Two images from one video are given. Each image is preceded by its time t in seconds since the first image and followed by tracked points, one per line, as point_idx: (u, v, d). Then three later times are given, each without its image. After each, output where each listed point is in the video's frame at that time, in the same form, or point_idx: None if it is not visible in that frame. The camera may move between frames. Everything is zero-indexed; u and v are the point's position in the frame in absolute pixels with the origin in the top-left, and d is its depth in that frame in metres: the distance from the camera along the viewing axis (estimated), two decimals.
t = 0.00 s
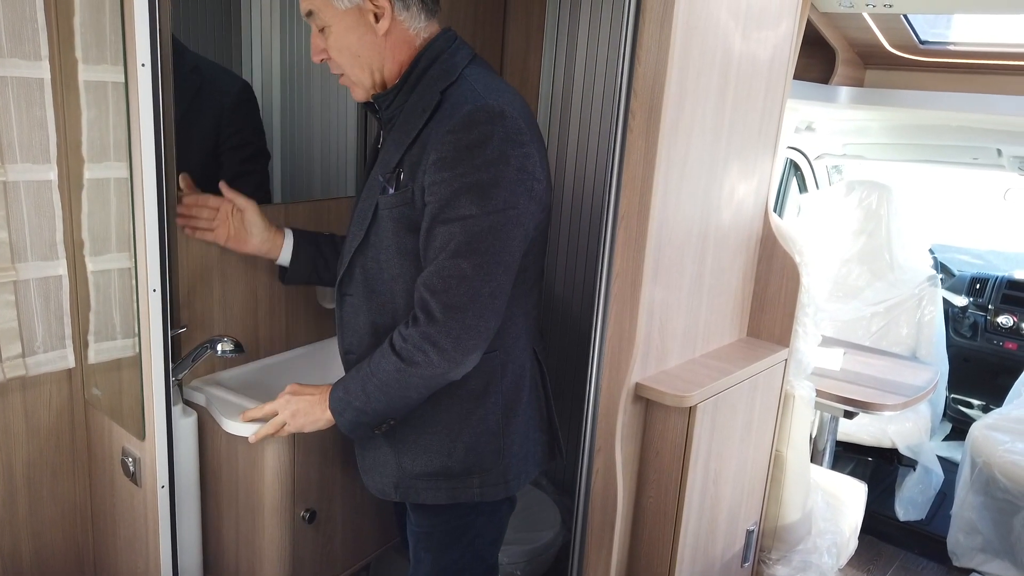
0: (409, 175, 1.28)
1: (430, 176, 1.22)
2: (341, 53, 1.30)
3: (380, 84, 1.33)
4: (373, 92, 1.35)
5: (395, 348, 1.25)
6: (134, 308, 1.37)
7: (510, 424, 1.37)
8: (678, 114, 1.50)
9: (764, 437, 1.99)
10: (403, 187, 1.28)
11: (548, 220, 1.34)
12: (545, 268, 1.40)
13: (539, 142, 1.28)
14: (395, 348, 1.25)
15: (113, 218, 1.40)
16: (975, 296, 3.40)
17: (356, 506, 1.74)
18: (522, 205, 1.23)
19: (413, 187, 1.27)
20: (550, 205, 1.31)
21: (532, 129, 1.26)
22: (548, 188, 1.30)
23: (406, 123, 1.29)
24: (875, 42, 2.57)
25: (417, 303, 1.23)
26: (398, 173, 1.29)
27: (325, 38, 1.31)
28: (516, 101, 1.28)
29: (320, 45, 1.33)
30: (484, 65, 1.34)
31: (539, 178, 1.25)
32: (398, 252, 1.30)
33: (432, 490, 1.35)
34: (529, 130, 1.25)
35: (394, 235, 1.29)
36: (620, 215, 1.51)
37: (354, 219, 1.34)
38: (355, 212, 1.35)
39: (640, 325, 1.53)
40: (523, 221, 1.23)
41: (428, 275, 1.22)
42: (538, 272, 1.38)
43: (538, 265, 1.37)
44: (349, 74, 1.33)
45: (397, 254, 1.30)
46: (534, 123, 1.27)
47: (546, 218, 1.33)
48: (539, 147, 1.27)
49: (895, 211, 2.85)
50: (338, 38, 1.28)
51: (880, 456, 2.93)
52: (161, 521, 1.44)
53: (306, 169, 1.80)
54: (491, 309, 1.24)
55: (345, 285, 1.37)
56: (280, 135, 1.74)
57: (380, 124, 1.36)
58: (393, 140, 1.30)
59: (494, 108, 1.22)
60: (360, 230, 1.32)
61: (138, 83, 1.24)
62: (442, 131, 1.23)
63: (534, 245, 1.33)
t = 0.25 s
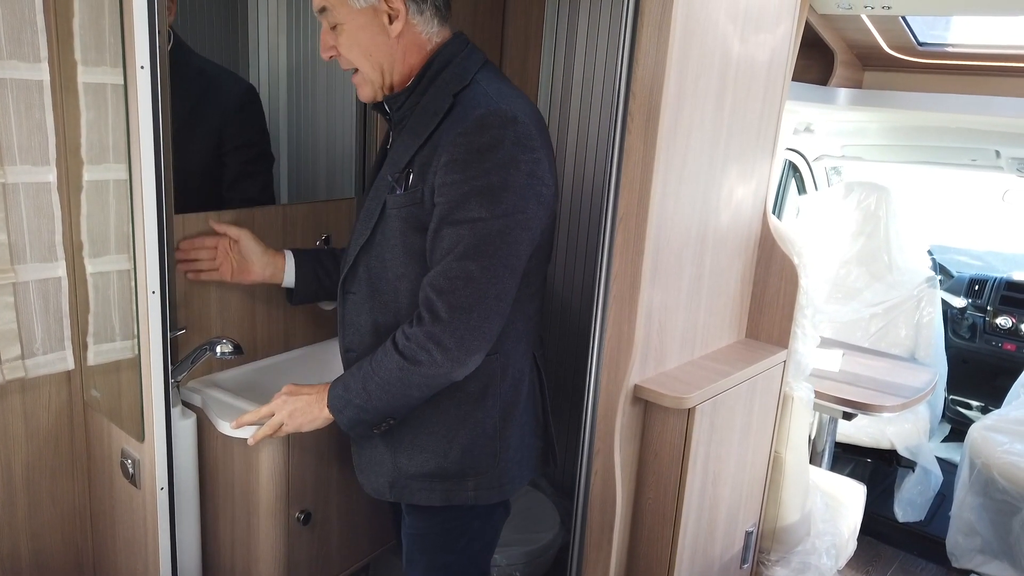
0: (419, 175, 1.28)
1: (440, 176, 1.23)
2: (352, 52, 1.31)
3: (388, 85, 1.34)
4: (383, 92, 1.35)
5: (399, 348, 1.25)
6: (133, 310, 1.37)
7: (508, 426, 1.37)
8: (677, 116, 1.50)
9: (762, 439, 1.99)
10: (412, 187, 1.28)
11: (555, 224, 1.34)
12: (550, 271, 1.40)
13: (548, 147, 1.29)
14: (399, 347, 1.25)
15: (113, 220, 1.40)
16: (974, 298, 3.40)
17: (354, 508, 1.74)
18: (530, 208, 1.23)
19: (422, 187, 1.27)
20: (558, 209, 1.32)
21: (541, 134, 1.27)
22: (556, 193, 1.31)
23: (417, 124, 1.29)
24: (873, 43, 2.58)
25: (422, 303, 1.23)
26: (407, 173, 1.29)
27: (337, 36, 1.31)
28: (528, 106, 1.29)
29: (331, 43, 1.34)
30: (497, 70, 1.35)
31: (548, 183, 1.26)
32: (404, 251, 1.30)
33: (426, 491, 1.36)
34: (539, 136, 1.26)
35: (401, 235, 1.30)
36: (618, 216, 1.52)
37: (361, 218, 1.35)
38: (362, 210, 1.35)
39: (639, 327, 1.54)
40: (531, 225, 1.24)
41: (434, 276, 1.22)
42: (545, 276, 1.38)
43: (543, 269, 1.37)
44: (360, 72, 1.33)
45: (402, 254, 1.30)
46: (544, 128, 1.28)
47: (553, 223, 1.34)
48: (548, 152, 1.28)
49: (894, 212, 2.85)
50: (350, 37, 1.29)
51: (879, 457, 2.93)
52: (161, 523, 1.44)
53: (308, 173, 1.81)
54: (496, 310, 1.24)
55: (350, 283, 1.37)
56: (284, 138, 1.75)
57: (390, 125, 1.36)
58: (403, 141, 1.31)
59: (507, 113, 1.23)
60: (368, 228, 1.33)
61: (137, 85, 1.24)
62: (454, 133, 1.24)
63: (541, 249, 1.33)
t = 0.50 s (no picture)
0: (416, 174, 1.28)
1: (436, 176, 1.22)
2: (358, 52, 1.32)
3: (395, 85, 1.34)
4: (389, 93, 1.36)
5: (391, 348, 1.25)
6: (133, 312, 1.38)
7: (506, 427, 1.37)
8: (677, 117, 1.50)
9: (762, 441, 1.99)
10: (409, 185, 1.28)
11: (552, 227, 1.35)
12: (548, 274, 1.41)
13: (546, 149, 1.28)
14: (391, 347, 1.25)
15: (113, 222, 1.40)
16: (973, 299, 3.41)
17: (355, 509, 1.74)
18: (525, 211, 1.23)
19: (418, 185, 1.27)
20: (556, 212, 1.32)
21: (539, 137, 1.26)
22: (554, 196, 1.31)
23: (417, 125, 1.29)
24: (873, 45, 2.58)
25: (415, 303, 1.24)
26: (406, 171, 1.29)
27: (344, 38, 1.32)
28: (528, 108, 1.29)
29: (340, 45, 1.35)
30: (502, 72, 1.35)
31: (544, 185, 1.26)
32: (401, 250, 1.30)
33: (403, 494, 1.36)
34: (537, 138, 1.25)
35: (397, 234, 1.30)
36: (618, 217, 1.52)
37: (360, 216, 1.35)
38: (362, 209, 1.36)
39: (638, 329, 1.54)
40: (527, 228, 1.24)
41: (428, 276, 1.22)
42: (543, 278, 1.38)
43: (541, 272, 1.37)
44: (367, 73, 1.34)
45: (398, 254, 1.31)
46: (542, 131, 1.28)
47: (551, 225, 1.34)
48: (546, 154, 1.27)
49: (892, 214, 2.86)
50: (356, 38, 1.30)
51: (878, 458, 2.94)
52: (161, 524, 1.44)
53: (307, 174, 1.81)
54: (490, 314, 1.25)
55: (346, 281, 1.37)
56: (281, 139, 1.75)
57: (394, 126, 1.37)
58: (404, 141, 1.31)
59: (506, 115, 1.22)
60: (367, 225, 1.33)
61: (138, 87, 1.24)
62: (451, 133, 1.24)
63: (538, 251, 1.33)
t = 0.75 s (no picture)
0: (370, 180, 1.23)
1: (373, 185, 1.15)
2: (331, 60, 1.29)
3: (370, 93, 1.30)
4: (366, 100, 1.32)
5: (334, 364, 1.19)
6: (132, 315, 1.38)
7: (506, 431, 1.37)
8: (676, 120, 1.50)
9: (761, 443, 1.99)
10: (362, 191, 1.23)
11: (516, 234, 1.25)
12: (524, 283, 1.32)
13: (499, 151, 1.18)
14: (334, 364, 1.19)
15: (112, 225, 1.40)
16: (972, 301, 3.42)
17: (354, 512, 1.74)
18: (470, 223, 1.13)
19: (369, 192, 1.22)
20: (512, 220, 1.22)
21: (487, 138, 1.16)
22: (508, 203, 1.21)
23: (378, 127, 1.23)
24: (872, 47, 2.58)
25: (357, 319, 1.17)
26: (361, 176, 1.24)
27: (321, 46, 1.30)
28: (482, 106, 1.19)
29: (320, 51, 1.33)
30: (475, 71, 1.26)
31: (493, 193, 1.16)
32: (357, 258, 1.27)
33: (349, 512, 1.29)
34: (485, 140, 1.15)
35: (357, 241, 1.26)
36: (617, 220, 1.52)
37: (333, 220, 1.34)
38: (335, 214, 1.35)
39: (638, 332, 1.54)
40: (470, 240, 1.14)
41: (366, 291, 1.15)
42: (514, 289, 1.29)
43: (512, 283, 1.28)
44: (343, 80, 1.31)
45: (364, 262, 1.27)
46: (491, 132, 1.16)
47: (514, 232, 1.24)
48: (497, 156, 1.17)
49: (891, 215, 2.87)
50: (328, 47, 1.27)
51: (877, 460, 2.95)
52: (159, 528, 1.44)
53: (288, 182, 1.78)
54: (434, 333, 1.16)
55: (317, 285, 1.38)
56: (247, 152, 1.69)
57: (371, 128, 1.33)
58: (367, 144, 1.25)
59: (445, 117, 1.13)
60: (335, 231, 1.32)
61: (137, 91, 1.24)
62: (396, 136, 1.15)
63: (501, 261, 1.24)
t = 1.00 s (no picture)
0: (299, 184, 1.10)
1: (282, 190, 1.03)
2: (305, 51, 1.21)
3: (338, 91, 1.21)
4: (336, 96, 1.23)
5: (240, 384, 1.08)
6: (127, 318, 1.38)
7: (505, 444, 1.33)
8: (672, 123, 1.51)
9: (757, 445, 1.99)
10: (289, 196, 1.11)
11: (453, 250, 1.09)
12: (474, 307, 1.16)
13: (423, 158, 1.03)
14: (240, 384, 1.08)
15: (107, 227, 1.40)
16: (968, 303, 3.42)
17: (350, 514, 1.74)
18: (380, 232, 0.98)
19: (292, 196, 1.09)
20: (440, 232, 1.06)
21: (407, 144, 1.01)
22: (433, 217, 1.05)
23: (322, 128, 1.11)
24: (868, 50, 2.58)
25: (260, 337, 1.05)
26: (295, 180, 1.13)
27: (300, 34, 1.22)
28: (413, 111, 1.04)
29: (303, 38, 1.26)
30: (429, 76, 1.11)
31: (407, 205, 1.01)
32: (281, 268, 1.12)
33: (275, 539, 1.16)
34: (403, 145, 1.00)
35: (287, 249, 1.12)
36: (612, 224, 1.52)
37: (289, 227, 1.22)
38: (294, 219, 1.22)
39: (633, 335, 1.54)
40: (371, 253, 0.99)
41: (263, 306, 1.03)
42: (460, 313, 1.13)
43: (455, 307, 1.12)
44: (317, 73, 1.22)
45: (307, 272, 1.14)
46: (416, 138, 1.02)
47: (451, 249, 1.08)
48: (416, 163, 1.02)
49: (888, 218, 2.86)
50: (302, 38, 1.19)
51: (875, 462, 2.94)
52: (154, 530, 1.44)
53: (255, 184, 1.65)
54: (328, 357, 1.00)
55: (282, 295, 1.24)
56: (212, 151, 1.57)
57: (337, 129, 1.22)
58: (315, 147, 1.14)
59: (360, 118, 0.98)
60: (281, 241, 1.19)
61: (132, 93, 1.24)
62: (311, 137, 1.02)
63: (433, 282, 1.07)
